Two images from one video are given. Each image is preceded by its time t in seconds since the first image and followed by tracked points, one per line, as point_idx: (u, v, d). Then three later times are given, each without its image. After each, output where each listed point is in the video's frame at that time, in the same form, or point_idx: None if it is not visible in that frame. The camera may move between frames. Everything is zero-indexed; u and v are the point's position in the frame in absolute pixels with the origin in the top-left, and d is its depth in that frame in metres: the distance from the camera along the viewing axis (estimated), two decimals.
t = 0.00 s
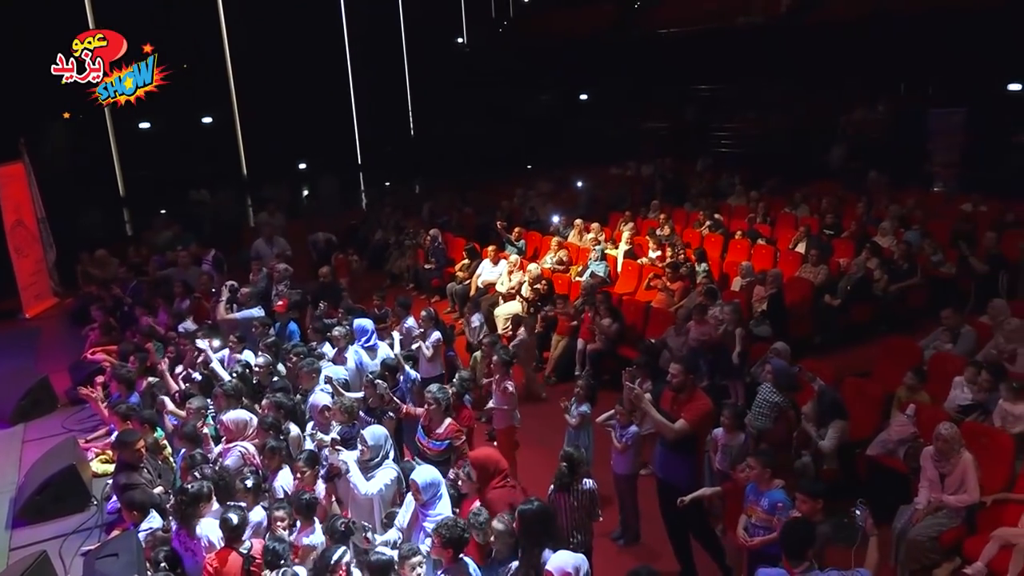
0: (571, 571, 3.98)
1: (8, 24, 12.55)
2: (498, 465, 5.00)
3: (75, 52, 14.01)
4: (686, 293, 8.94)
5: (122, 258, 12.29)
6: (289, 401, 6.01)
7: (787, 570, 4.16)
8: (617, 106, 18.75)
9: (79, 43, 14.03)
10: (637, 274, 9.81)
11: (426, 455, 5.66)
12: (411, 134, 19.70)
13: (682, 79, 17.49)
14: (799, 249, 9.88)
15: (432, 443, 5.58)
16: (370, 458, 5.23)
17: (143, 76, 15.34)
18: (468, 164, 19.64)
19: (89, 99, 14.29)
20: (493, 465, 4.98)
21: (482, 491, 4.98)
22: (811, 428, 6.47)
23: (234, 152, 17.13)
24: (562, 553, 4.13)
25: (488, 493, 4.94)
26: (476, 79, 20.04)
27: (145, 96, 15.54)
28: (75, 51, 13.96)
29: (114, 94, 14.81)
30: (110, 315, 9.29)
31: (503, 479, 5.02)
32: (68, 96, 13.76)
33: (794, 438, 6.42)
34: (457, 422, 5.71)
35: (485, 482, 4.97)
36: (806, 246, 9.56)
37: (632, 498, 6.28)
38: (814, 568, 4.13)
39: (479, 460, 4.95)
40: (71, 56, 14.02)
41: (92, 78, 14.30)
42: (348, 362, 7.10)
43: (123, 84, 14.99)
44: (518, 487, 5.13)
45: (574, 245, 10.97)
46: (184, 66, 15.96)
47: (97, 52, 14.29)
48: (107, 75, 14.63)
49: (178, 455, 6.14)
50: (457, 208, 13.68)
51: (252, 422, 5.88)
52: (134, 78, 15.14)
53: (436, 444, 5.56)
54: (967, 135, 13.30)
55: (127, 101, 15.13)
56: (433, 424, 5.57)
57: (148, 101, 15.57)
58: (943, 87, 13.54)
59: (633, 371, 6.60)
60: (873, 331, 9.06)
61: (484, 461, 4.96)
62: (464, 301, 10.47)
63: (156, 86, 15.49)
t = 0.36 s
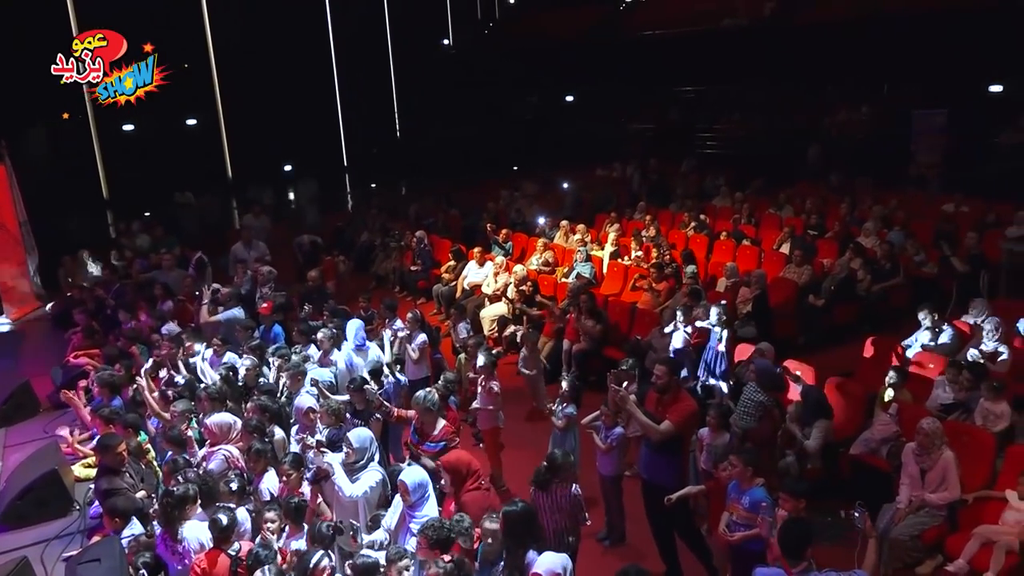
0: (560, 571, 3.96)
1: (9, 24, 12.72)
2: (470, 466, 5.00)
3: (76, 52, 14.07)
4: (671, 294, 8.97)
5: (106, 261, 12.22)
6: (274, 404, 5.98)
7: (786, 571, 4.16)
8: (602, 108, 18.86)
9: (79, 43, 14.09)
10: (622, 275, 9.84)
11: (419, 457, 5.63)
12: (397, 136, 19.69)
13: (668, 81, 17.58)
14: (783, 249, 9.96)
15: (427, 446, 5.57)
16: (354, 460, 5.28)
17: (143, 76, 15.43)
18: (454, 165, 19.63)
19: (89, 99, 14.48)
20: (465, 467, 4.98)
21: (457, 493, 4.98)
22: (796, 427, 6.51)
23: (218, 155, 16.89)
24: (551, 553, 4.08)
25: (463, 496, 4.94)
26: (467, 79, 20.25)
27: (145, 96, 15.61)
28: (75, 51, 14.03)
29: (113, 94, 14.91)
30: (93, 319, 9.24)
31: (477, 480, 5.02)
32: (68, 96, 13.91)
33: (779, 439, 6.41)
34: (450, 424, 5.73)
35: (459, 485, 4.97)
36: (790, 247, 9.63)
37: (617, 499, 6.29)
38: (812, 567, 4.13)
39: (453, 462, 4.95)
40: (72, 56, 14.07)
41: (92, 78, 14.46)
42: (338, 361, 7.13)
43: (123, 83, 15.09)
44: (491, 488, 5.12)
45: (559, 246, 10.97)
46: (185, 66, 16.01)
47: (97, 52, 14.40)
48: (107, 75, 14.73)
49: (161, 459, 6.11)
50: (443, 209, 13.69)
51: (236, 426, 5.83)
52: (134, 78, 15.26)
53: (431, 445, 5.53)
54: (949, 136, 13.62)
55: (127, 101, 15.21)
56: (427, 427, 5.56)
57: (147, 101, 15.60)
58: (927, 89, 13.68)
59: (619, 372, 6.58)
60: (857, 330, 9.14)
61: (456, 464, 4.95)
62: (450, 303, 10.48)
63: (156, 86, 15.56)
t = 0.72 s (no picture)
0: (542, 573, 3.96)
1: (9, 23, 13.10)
2: (436, 478, 5.04)
3: (76, 52, 14.32)
4: (655, 294, 9.02)
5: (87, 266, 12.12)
6: (257, 407, 5.95)
7: (787, 570, 4.11)
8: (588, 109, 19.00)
9: (79, 44, 14.34)
10: (607, 276, 9.87)
11: (405, 461, 5.64)
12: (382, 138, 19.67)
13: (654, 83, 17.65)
14: (766, 250, 10.02)
15: (412, 450, 5.59)
16: (339, 464, 5.22)
17: (143, 76, 15.49)
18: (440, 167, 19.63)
19: (88, 98, 14.63)
20: (431, 479, 5.02)
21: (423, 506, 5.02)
22: (779, 427, 6.55)
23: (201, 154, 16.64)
24: (534, 554, 4.09)
25: (430, 507, 4.98)
26: (456, 78, 20.37)
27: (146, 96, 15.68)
28: (75, 51, 14.28)
29: (113, 94, 15.04)
30: (73, 323, 9.17)
31: (442, 492, 5.06)
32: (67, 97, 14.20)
33: (762, 439, 6.44)
34: (434, 426, 5.74)
35: (425, 497, 5.00)
36: (774, 248, 9.69)
37: (603, 502, 6.30)
38: (814, 567, 4.09)
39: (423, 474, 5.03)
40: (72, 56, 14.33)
41: (92, 78, 14.66)
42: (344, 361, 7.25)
43: (123, 84, 15.20)
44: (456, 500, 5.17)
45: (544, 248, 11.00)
46: (184, 66, 16.05)
47: (97, 52, 14.61)
48: (107, 75, 14.91)
49: (144, 464, 6.07)
50: (427, 211, 13.68)
51: (219, 430, 5.80)
52: (134, 78, 15.34)
53: (417, 448, 5.55)
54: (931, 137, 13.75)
55: (127, 100, 15.33)
56: (413, 431, 5.56)
57: (148, 101, 15.64)
58: (908, 92, 13.93)
59: (602, 373, 6.58)
60: (840, 331, 9.19)
61: (422, 475, 5.00)
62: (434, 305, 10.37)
63: (156, 86, 15.61)
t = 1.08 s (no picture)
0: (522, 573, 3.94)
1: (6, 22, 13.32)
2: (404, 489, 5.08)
3: (75, 52, 14.55)
4: (638, 295, 9.07)
5: (66, 269, 12.01)
6: (238, 411, 5.91)
7: (782, 565, 4.09)
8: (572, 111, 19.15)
9: (79, 43, 14.56)
10: (590, 277, 9.91)
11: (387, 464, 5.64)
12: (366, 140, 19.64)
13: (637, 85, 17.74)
14: (748, 250, 10.10)
15: (395, 453, 5.59)
16: (320, 466, 5.22)
17: (143, 76, 15.55)
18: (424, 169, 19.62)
19: (88, 98, 14.84)
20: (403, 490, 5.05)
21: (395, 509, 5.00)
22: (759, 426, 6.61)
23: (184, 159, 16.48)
24: (517, 555, 4.07)
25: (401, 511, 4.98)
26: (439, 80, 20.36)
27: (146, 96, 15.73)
28: (74, 51, 14.52)
29: (113, 94, 15.17)
30: (53, 326, 9.09)
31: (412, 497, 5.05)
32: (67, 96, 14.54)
33: (743, 438, 6.47)
34: (417, 429, 5.73)
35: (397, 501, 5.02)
36: (756, 248, 9.76)
37: (586, 503, 6.32)
38: (808, 563, 4.07)
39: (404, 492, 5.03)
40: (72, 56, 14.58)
41: (92, 78, 14.86)
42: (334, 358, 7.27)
43: (123, 84, 15.28)
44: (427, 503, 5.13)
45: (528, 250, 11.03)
46: (186, 66, 16.16)
47: (97, 52, 14.83)
48: (107, 75, 15.06)
49: (124, 468, 6.02)
50: (410, 213, 13.68)
51: (200, 433, 5.76)
52: (134, 78, 15.42)
53: (399, 453, 5.55)
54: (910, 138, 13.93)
55: (127, 101, 15.42)
56: (393, 435, 5.56)
57: (148, 101, 15.70)
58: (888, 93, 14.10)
59: (585, 374, 6.57)
60: (821, 331, 9.28)
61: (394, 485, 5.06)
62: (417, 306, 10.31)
63: (156, 86, 15.65)
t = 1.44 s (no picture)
0: None
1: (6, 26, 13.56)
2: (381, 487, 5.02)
3: (76, 52, 14.76)
4: (620, 295, 9.10)
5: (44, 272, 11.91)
6: (218, 414, 5.89)
7: (771, 562, 4.05)
8: (553, 111, 19.22)
9: (79, 44, 14.76)
10: (572, 277, 9.95)
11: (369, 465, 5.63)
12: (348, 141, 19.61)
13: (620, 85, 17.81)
14: (729, 250, 10.16)
15: (376, 455, 5.56)
16: (301, 469, 5.20)
17: (143, 76, 15.70)
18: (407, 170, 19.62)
19: (88, 98, 15.01)
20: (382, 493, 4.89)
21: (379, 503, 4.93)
22: (739, 423, 6.61)
23: (164, 164, 16.42)
24: (494, 556, 4.06)
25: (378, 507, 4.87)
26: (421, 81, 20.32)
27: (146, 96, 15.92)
28: (75, 51, 14.74)
29: (113, 94, 15.36)
30: (31, 329, 9.01)
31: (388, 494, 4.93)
32: (68, 96, 14.73)
33: (724, 437, 6.50)
34: (399, 431, 5.71)
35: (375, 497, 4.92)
36: (737, 248, 9.82)
37: (567, 500, 6.33)
38: (798, 559, 4.04)
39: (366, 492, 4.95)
40: (72, 56, 14.78)
41: (93, 78, 15.05)
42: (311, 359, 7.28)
43: (123, 83, 15.48)
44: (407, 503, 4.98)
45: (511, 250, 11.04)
46: (188, 66, 16.34)
47: (97, 52, 15.01)
48: (107, 75, 15.26)
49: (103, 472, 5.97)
50: (392, 215, 13.67)
51: (179, 437, 5.68)
52: (134, 78, 15.59)
53: (378, 454, 5.52)
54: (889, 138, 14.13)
55: (127, 101, 15.60)
56: (374, 437, 5.53)
57: (148, 101, 15.91)
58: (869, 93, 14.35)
59: (566, 373, 6.53)
60: (800, 330, 9.32)
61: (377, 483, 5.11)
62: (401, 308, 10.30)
63: (155, 86, 15.81)
